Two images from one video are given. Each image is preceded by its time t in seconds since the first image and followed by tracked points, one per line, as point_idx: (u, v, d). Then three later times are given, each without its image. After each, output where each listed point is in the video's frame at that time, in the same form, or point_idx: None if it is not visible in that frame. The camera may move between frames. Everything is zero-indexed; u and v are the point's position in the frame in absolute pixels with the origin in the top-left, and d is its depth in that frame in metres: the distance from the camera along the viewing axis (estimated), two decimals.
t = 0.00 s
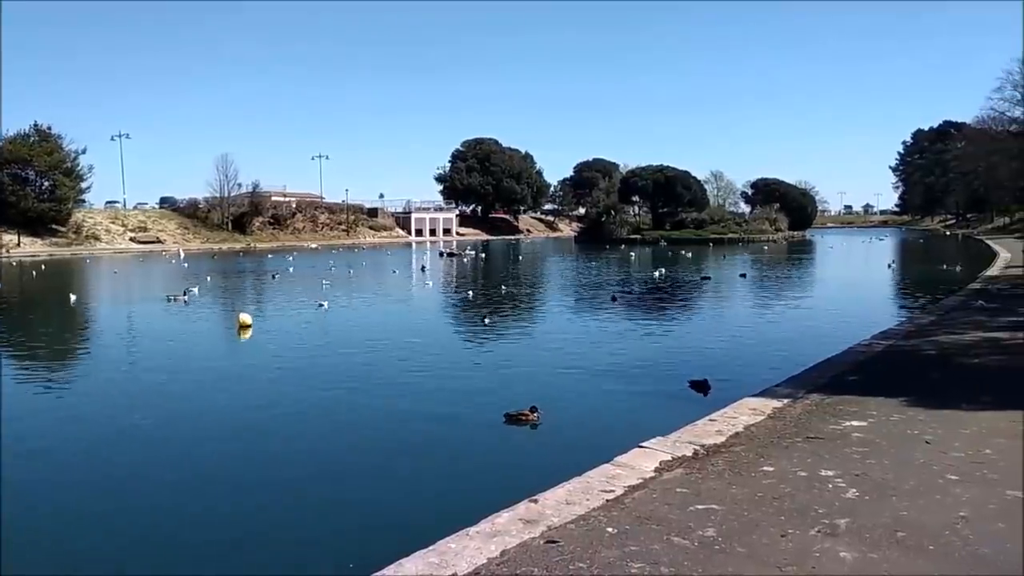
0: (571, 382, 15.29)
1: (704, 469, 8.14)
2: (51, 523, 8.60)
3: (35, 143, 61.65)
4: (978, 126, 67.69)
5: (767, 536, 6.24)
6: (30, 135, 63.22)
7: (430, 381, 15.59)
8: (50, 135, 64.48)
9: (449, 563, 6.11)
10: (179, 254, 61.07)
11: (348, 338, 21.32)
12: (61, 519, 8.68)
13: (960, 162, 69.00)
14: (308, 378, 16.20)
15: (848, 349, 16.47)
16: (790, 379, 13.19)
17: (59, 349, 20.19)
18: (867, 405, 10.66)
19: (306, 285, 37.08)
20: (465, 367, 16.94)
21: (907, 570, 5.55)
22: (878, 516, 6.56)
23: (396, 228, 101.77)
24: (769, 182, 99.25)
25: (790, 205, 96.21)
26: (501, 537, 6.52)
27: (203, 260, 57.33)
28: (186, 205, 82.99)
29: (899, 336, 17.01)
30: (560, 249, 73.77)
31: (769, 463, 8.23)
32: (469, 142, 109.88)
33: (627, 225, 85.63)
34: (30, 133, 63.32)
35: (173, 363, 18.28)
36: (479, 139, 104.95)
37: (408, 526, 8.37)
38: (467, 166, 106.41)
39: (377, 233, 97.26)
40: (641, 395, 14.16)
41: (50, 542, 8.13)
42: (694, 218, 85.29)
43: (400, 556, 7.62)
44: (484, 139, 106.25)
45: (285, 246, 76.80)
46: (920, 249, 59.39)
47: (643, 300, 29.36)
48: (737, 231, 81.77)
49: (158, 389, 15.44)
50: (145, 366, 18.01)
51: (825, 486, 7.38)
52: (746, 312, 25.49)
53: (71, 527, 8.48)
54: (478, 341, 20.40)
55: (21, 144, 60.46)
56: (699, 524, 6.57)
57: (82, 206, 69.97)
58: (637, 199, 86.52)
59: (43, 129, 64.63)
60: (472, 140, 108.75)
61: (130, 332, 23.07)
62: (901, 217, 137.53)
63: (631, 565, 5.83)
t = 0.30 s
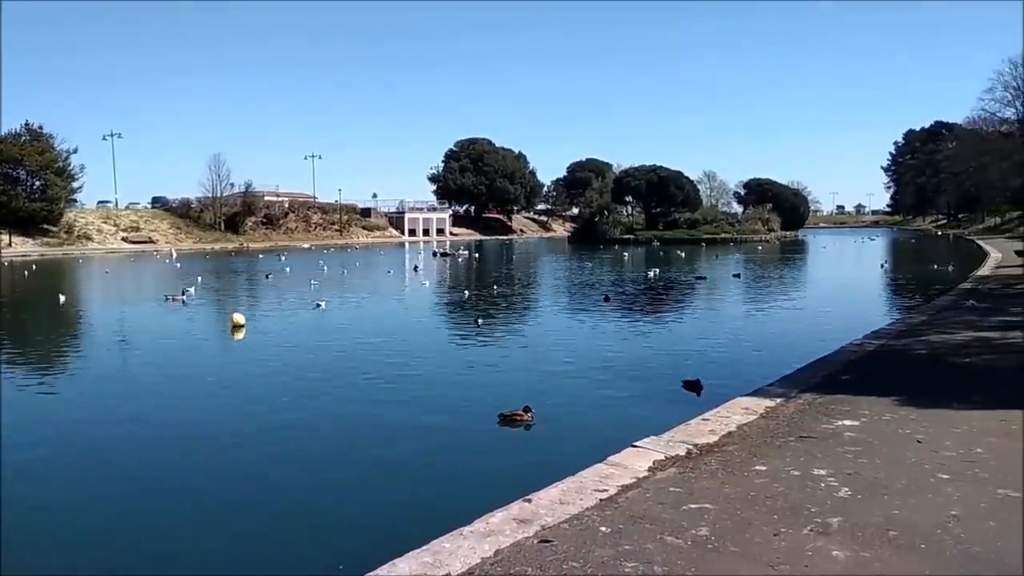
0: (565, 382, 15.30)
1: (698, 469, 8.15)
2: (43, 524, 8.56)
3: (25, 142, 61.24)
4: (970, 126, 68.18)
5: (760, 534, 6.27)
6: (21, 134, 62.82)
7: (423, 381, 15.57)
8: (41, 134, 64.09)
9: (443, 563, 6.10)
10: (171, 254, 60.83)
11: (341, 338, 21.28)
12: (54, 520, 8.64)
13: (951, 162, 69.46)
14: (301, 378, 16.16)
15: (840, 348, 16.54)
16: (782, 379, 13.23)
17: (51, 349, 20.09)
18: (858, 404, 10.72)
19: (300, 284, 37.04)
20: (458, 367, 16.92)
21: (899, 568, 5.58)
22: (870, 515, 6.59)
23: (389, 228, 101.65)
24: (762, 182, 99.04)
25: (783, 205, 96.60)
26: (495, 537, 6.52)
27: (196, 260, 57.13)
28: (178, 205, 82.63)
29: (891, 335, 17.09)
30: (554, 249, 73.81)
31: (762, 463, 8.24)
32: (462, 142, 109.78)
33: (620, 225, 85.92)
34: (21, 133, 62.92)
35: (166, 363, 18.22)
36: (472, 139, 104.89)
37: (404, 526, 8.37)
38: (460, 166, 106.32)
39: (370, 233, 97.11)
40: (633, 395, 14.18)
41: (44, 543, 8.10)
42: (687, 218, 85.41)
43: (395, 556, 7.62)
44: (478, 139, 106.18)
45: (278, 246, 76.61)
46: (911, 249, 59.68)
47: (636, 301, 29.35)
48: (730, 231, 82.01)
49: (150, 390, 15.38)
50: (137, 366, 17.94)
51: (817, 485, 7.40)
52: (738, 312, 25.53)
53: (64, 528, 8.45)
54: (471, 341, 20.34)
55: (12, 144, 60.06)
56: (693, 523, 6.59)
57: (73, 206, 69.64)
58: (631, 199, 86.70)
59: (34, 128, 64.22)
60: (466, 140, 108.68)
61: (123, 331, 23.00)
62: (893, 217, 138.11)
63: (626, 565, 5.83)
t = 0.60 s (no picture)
0: (559, 382, 15.20)
1: (693, 469, 8.06)
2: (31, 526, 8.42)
3: (16, 141, 60.81)
4: (965, 125, 68.33)
5: (756, 535, 6.17)
6: (11, 133, 62.35)
7: (416, 381, 15.47)
8: (31, 133, 63.67)
9: (436, 564, 5.98)
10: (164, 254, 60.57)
11: (335, 338, 21.16)
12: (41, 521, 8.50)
13: (946, 162, 69.62)
14: (293, 379, 16.01)
15: (836, 348, 16.49)
16: (777, 378, 13.15)
17: (41, 349, 19.92)
18: (854, 404, 10.65)
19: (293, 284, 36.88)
20: (451, 367, 16.82)
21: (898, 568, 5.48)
22: (867, 515, 6.50)
23: (383, 227, 101.46)
24: (757, 181, 98.46)
25: (778, 205, 96.76)
26: (489, 538, 6.41)
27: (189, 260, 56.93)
28: (170, 204, 82.27)
29: (887, 335, 17.02)
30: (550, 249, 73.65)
31: (757, 462, 8.16)
32: (456, 141, 109.56)
33: (615, 225, 86.11)
34: (11, 131, 62.46)
35: (157, 363, 18.05)
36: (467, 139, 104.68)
37: (396, 526, 8.26)
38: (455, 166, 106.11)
39: (364, 233, 96.90)
40: (627, 395, 14.09)
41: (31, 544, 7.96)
42: (682, 218, 85.33)
43: (385, 559, 7.49)
44: (472, 138, 105.97)
45: (271, 246, 76.40)
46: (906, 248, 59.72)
47: (631, 301, 29.27)
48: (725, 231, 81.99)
49: (141, 390, 15.23)
50: (128, 367, 17.77)
51: (813, 486, 7.31)
52: (733, 312, 25.47)
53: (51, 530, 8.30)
54: (466, 341, 20.24)
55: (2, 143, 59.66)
56: (688, 524, 6.49)
57: (64, 205, 69.32)
58: (626, 198, 86.62)
59: (24, 127, 63.75)
60: (460, 139, 108.46)
61: (115, 332, 22.85)
62: (887, 217, 138.27)
63: (620, 566, 5.73)
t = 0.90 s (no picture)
0: (553, 382, 15.30)
1: (685, 468, 8.18)
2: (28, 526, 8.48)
3: (9, 141, 60.58)
4: (955, 127, 69.13)
5: (746, 533, 6.30)
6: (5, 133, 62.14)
7: (410, 381, 15.54)
8: (25, 133, 63.47)
9: (431, 564, 6.08)
10: (157, 254, 60.41)
11: (330, 339, 21.23)
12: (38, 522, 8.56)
13: (937, 163, 70.17)
14: (288, 379, 16.07)
15: (827, 348, 16.65)
16: (768, 378, 13.29)
17: (35, 350, 19.92)
18: (844, 403, 10.79)
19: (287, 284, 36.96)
20: (446, 367, 16.92)
21: (884, 566, 5.62)
22: (855, 513, 6.64)
23: (377, 228, 101.47)
24: (748, 183, 98.93)
25: (769, 206, 97.21)
26: (482, 538, 6.51)
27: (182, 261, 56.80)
28: (164, 205, 82.10)
29: (877, 335, 17.19)
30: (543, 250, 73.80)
31: (748, 461, 8.28)
32: (450, 142, 109.58)
33: (609, 226, 86.46)
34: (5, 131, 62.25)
35: (152, 364, 18.10)
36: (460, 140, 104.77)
37: (393, 524, 8.38)
38: (448, 167, 106.16)
39: (358, 233, 96.86)
40: (620, 395, 14.21)
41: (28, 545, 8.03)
42: (674, 218, 85.61)
43: (380, 557, 7.60)
44: (466, 139, 106.03)
45: (265, 247, 76.33)
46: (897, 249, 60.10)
47: (624, 301, 29.45)
48: (717, 232, 82.32)
49: (135, 391, 15.27)
50: (123, 367, 17.81)
51: (803, 484, 7.44)
52: (725, 312, 25.68)
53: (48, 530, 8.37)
54: (461, 341, 20.35)
55: None
56: (680, 522, 6.61)
57: (57, 205, 69.14)
58: (618, 199, 86.86)
59: (18, 127, 63.53)
60: (454, 140, 108.47)
61: (110, 332, 22.86)
62: (878, 218, 139.75)
63: (612, 564, 5.84)
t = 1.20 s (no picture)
0: (546, 383, 15.31)
1: (676, 469, 8.19)
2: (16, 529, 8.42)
3: None
4: (944, 128, 69.92)
5: (737, 534, 6.31)
6: None
7: (402, 382, 15.51)
8: (14, 133, 63.07)
9: (422, 565, 6.07)
10: (147, 255, 60.14)
11: (322, 339, 21.23)
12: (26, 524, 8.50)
13: (927, 164, 70.66)
14: (279, 380, 16.00)
15: (817, 348, 16.74)
16: (759, 378, 13.33)
17: (23, 351, 19.78)
18: (834, 404, 10.83)
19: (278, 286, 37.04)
20: (437, 368, 16.91)
21: (874, 566, 5.65)
22: (845, 513, 6.66)
23: (369, 229, 101.29)
24: (739, 184, 99.29)
25: (760, 207, 97.58)
26: (473, 539, 6.51)
27: (173, 261, 56.52)
28: (154, 205, 81.69)
29: (868, 335, 17.31)
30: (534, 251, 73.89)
31: (739, 462, 8.29)
32: (442, 142, 109.43)
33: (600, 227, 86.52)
34: None
35: (142, 365, 18.02)
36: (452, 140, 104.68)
37: (385, 524, 8.41)
38: (440, 167, 106.06)
39: (349, 234, 96.65)
40: (612, 395, 14.24)
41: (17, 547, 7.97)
42: (666, 219, 85.73)
43: (372, 558, 7.60)
44: (458, 139, 105.93)
45: (256, 247, 76.07)
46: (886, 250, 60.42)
47: (616, 301, 29.65)
48: (708, 232, 82.53)
49: (125, 393, 15.20)
50: (113, 368, 17.72)
51: (794, 484, 7.48)
52: (716, 312, 25.87)
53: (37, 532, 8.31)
54: (452, 342, 20.44)
55: None
56: (671, 523, 6.62)
57: (46, 206, 68.75)
58: (610, 200, 87.02)
59: (7, 127, 63.12)
60: (445, 140, 108.36)
61: (99, 334, 22.74)
62: (868, 219, 140.42)
63: (604, 565, 5.85)
